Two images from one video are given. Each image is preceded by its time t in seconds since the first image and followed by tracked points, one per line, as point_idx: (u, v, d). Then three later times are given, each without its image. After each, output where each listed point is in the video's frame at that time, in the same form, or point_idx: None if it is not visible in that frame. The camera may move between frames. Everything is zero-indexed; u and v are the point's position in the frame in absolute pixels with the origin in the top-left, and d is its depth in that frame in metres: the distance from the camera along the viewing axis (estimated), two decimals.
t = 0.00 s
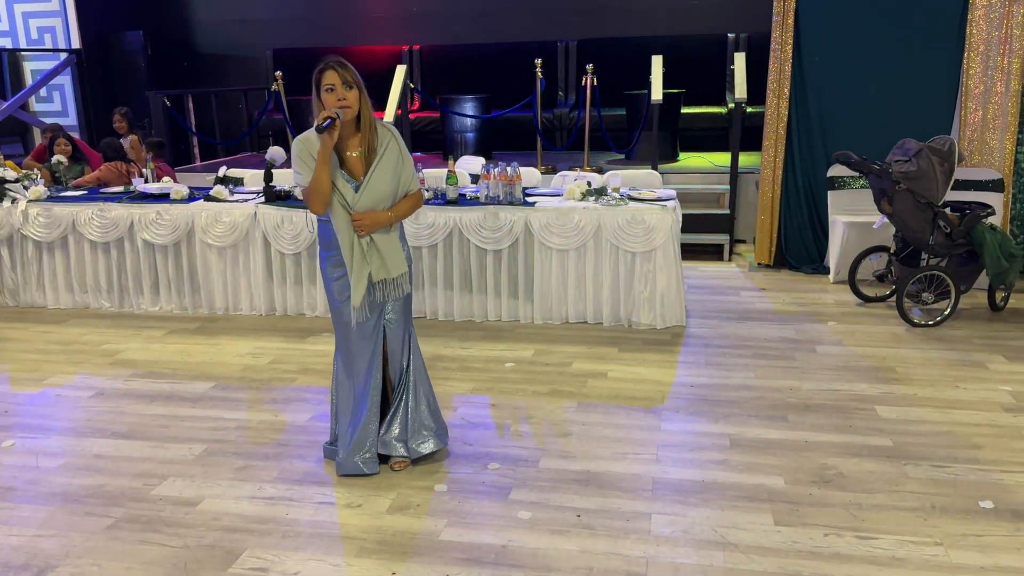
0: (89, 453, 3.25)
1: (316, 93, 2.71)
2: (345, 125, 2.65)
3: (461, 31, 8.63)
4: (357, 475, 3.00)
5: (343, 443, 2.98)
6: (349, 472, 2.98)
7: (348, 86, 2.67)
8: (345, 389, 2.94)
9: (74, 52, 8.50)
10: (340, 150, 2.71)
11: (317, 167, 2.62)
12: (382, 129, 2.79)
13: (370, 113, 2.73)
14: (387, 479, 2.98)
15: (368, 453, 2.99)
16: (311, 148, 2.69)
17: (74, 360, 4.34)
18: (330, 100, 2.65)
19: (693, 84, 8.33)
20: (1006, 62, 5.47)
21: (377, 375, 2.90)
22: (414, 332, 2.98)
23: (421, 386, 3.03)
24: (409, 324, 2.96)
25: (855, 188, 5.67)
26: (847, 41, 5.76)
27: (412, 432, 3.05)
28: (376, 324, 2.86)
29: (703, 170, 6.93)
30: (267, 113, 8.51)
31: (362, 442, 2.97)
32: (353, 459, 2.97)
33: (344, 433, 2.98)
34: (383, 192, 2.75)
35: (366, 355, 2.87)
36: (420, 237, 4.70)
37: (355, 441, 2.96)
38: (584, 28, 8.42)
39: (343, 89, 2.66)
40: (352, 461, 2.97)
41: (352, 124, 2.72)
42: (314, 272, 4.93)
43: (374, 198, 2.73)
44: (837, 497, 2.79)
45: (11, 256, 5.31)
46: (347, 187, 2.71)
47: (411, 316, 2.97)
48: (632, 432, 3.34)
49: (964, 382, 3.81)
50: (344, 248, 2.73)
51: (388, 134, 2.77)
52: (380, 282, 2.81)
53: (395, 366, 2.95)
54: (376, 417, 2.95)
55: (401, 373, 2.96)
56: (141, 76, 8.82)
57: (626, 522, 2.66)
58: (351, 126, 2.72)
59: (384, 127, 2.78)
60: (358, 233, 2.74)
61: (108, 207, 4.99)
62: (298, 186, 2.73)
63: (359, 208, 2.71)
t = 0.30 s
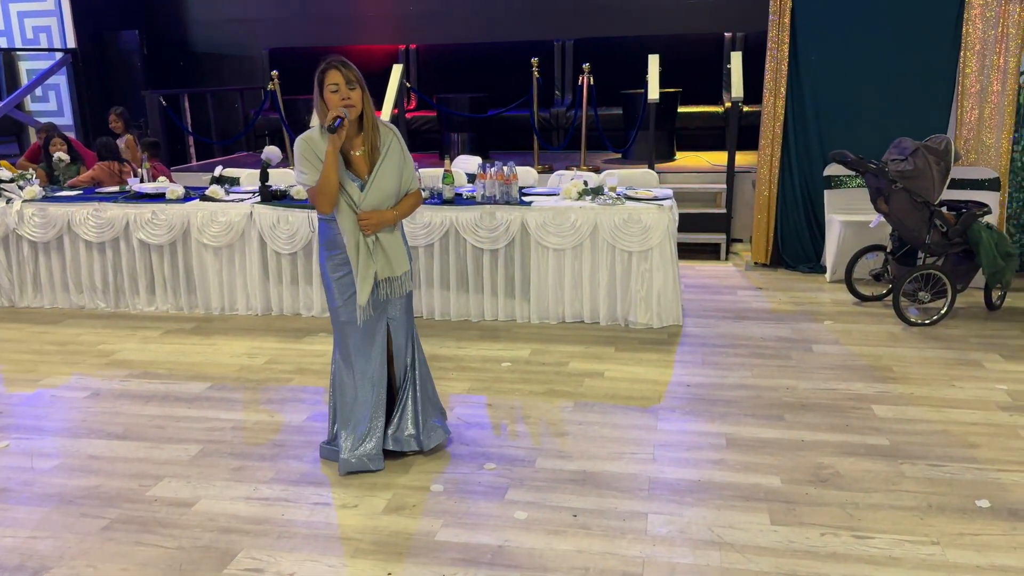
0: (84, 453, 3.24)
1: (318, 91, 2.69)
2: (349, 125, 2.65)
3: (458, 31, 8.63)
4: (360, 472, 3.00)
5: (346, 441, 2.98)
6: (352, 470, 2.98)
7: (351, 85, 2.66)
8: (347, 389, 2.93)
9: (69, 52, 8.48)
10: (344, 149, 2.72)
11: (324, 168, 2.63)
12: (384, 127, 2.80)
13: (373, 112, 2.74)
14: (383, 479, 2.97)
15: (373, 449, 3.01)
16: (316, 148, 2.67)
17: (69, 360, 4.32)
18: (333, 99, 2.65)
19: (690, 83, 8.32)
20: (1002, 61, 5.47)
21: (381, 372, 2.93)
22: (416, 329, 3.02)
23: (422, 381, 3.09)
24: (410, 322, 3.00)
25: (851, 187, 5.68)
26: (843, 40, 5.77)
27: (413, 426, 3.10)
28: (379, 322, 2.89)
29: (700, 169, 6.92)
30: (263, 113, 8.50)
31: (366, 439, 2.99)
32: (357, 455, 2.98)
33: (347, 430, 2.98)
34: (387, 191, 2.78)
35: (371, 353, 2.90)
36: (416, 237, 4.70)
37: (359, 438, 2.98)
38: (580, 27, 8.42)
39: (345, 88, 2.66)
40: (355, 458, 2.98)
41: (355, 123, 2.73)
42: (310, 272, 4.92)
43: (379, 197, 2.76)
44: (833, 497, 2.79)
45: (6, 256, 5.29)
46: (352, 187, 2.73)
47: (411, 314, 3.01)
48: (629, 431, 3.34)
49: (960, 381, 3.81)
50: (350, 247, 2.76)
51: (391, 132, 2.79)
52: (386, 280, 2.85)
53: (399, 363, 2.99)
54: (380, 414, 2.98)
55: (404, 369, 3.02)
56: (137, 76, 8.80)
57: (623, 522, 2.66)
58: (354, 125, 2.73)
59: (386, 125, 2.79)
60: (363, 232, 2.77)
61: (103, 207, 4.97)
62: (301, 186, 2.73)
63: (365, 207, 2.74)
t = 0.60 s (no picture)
0: (80, 455, 3.23)
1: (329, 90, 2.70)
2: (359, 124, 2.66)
3: (456, 31, 8.62)
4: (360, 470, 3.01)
5: (346, 439, 2.98)
6: (351, 468, 2.98)
7: (362, 85, 2.67)
8: (347, 386, 2.92)
9: (66, 53, 8.47)
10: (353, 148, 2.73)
11: (331, 164, 2.64)
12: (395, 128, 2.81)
13: (383, 113, 2.74)
14: (380, 480, 2.97)
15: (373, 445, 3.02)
16: (326, 145, 2.68)
17: (65, 361, 4.32)
18: (344, 99, 2.66)
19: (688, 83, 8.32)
20: (999, 61, 5.48)
21: (382, 370, 2.94)
22: (416, 327, 3.03)
23: (421, 378, 3.10)
24: (410, 322, 3.00)
25: (849, 187, 5.67)
26: (841, 41, 5.77)
27: (412, 423, 3.12)
28: (380, 321, 2.89)
29: (697, 169, 6.92)
30: (260, 113, 8.49)
31: (366, 437, 2.99)
32: (356, 454, 2.98)
33: (346, 428, 2.97)
34: (394, 191, 2.79)
35: (372, 352, 2.89)
36: (414, 237, 4.69)
37: (359, 436, 2.98)
38: (577, 27, 8.41)
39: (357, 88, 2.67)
40: (355, 456, 2.98)
41: (366, 123, 2.74)
42: (307, 272, 4.92)
43: (386, 197, 2.77)
44: (830, 497, 2.79)
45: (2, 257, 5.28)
46: (359, 184, 2.74)
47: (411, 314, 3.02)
48: (626, 432, 3.34)
49: (957, 381, 3.81)
50: (354, 244, 2.76)
51: (401, 133, 2.80)
52: (387, 279, 2.85)
53: (399, 361, 3.01)
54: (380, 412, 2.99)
55: (403, 367, 3.03)
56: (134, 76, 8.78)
57: (620, 523, 2.66)
58: (364, 125, 2.74)
59: (397, 126, 2.80)
60: (368, 230, 2.77)
61: (100, 208, 4.96)
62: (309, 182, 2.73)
63: (370, 205, 2.74)
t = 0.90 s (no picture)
0: (77, 457, 3.23)
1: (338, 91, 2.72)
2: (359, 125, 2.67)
3: (454, 33, 8.63)
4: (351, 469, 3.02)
5: (338, 436, 3.00)
6: (342, 466, 2.99)
7: (367, 88, 2.67)
8: (342, 383, 2.94)
9: (65, 54, 8.49)
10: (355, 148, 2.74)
11: (328, 161, 2.65)
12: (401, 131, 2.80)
13: (390, 115, 2.74)
14: (378, 482, 2.97)
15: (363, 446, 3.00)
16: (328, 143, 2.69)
17: (63, 363, 4.32)
18: (348, 99, 2.67)
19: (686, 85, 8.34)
20: (996, 63, 5.49)
21: (374, 370, 2.93)
22: (414, 329, 2.99)
23: (419, 382, 3.07)
24: (408, 325, 2.96)
25: (846, 188, 5.68)
26: (838, 43, 5.77)
27: (408, 427, 3.10)
28: (373, 320, 2.87)
29: (695, 170, 6.93)
30: (259, 115, 8.49)
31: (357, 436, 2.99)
32: (347, 452, 2.99)
33: (340, 424, 2.99)
34: (392, 194, 2.77)
35: (363, 350, 2.89)
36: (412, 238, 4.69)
37: (351, 434, 2.99)
38: (575, 29, 8.42)
39: (362, 90, 2.67)
40: (345, 454, 2.99)
41: (370, 124, 2.74)
42: (305, 274, 4.92)
43: (382, 198, 2.76)
44: (827, 498, 2.80)
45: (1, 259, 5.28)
46: (357, 183, 2.74)
47: (412, 318, 2.98)
48: (624, 433, 3.34)
49: (954, 382, 3.82)
50: (347, 241, 2.77)
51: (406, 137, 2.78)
52: (380, 279, 2.83)
53: (394, 364, 2.97)
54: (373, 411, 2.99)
55: (399, 372, 2.99)
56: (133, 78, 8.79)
57: (618, 524, 2.66)
58: (369, 126, 2.74)
59: (403, 130, 2.79)
60: (362, 229, 2.77)
61: (98, 210, 4.97)
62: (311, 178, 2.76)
63: (366, 205, 2.74)
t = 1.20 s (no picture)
0: (77, 457, 3.23)
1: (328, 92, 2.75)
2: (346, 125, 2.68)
3: (453, 34, 8.65)
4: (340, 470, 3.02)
5: (328, 437, 3.00)
6: (331, 467, 3.00)
7: (357, 88, 2.69)
8: (330, 385, 2.94)
9: (64, 56, 8.53)
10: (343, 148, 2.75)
11: (311, 159, 2.67)
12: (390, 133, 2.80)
13: (378, 117, 2.75)
14: (376, 483, 2.97)
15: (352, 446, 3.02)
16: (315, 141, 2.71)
17: (63, 364, 4.32)
18: (336, 98, 2.69)
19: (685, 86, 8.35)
20: (994, 64, 5.51)
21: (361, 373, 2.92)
22: (404, 332, 2.97)
23: (409, 386, 3.04)
24: (397, 326, 2.93)
25: (845, 190, 5.67)
26: (837, 45, 5.79)
27: (398, 431, 3.08)
28: (359, 322, 2.87)
29: (694, 172, 6.94)
30: (259, 116, 8.50)
31: (347, 438, 3.00)
32: (335, 453, 2.99)
33: (325, 427, 2.99)
34: (377, 194, 2.76)
35: (349, 352, 2.89)
36: (411, 239, 4.69)
37: (341, 435, 2.99)
38: (574, 31, 8.44)
39: (351, 91, 2.69)
40: (334, 455, 2.99)
41: (359, 125, 2.76)
42: (305, 276, 4.93)
43: (366, 199, 2.75)
44: (825, 499, 2.80)
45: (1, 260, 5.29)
46: (342, 183, 2.74)
47: (402, 319, 2.95)
48: (623, 434, 3.35)
49: (953, 383, 3.83)
50: (330, 241, 2.77)
51: (394, 138, 2.78)
52: (364, 280, 2.82)
53: (382, 365, 2.96)
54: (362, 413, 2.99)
55: (387, 374, 2.98)
56: (132, 79, 8.80)
57: (617, 525, 2.66)
58: (358, 126, 2.76)
59: (392, 131, 2.79)
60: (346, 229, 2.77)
61: (98, 211, 4.97)
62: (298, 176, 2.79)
63: (350, 205, 2.74)
